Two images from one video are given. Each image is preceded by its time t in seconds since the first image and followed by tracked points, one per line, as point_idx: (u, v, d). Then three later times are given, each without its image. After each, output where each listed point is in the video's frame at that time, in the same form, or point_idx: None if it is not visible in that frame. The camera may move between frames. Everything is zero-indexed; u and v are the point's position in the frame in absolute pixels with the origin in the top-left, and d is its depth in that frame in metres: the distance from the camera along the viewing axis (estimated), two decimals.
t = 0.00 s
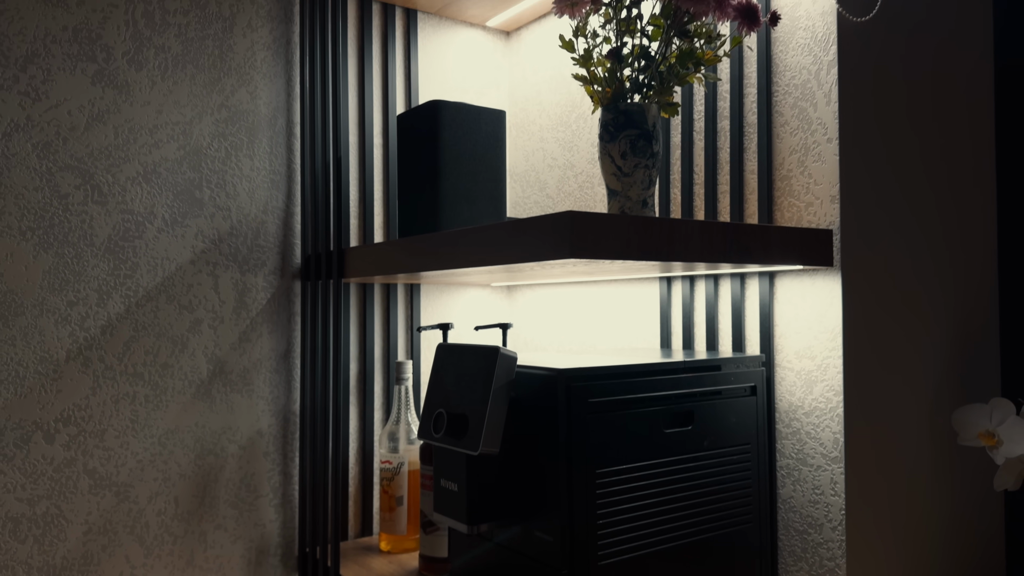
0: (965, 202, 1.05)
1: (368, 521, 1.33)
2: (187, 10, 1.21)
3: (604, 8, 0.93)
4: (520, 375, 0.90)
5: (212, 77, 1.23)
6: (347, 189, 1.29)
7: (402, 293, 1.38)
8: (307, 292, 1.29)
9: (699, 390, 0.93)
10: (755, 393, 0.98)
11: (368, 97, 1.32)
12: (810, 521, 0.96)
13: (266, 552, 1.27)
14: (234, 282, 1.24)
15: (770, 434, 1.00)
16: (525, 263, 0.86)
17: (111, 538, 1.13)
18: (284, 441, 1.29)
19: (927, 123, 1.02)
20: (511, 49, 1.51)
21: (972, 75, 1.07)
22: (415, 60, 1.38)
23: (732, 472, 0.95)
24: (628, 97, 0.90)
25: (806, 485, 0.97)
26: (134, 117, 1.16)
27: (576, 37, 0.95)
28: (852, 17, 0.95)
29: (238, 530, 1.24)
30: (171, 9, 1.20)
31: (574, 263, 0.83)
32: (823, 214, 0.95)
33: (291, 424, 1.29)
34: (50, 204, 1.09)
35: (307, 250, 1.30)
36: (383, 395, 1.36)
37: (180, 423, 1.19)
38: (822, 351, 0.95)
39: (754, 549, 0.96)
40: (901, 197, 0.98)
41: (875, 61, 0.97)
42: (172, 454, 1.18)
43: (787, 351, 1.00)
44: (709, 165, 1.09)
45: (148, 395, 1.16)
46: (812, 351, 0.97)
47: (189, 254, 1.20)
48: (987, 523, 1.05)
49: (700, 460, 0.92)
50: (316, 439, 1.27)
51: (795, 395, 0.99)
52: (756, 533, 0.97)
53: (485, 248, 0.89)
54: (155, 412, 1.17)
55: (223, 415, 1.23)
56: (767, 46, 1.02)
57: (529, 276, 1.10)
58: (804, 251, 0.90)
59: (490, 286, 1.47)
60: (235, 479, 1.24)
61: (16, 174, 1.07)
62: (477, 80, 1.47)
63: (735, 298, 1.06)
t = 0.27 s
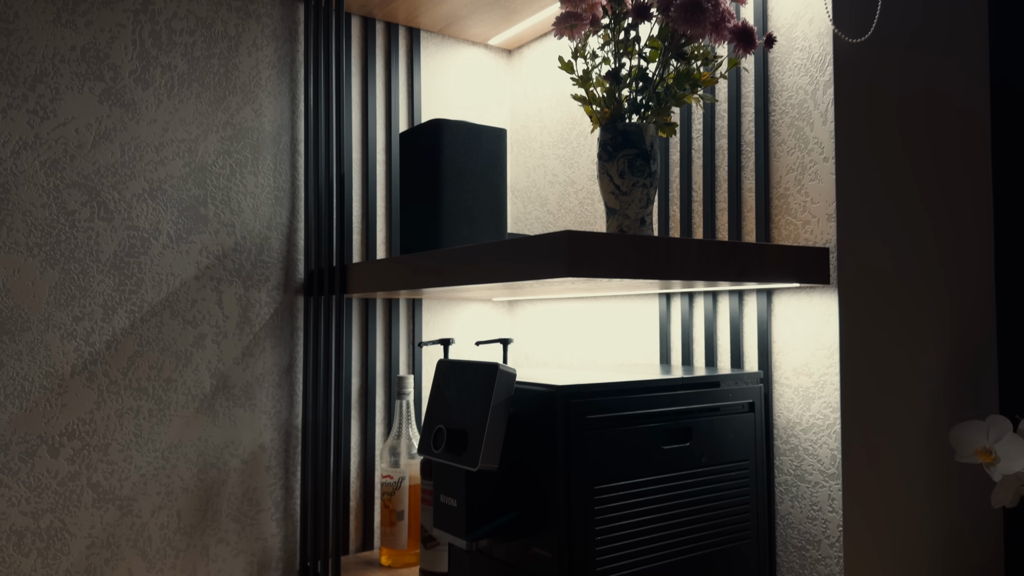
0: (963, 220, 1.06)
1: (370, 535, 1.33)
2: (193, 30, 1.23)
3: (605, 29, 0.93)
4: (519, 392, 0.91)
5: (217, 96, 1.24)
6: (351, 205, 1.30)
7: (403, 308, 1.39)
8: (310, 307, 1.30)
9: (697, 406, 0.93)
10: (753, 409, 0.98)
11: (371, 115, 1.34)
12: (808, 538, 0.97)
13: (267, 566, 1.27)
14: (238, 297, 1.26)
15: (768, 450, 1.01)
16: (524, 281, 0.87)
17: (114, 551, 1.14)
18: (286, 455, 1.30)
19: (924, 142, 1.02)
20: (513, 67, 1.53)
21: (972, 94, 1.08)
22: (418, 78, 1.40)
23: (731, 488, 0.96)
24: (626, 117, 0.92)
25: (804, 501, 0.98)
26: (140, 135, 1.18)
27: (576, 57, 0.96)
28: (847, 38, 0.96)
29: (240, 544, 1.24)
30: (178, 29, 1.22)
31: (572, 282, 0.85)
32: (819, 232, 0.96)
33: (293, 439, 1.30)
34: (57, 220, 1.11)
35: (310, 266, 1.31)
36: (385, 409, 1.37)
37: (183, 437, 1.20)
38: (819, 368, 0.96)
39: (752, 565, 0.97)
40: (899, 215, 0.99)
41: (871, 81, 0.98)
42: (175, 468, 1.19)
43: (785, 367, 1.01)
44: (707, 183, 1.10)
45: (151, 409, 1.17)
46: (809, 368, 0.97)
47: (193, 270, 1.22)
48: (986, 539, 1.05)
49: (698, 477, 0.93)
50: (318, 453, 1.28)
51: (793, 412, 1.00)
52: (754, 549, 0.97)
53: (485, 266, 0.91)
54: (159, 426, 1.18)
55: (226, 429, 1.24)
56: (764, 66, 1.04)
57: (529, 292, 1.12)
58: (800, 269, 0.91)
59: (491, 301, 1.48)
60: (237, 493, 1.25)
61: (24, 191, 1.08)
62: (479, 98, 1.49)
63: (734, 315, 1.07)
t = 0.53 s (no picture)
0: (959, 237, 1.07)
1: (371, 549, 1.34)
2: (199, 49, 1.25)
3: (604, 51, 0.95)
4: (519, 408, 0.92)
5: (223, 113, 1.26)
6: (354, 221, 1.32)
7: (405, 322, 1.40)
8: (313, 322, 1.31)
9: (696, 423, 0.94)
10: (752, 426, 0.99)
11: (374, 132, 1.35)
12: (806, 554, 0.97)
13: None
14: (242, 312, 1.27)
15: (766, 467, 1.02)
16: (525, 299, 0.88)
17: (117, 565, 1.15)
18: (288, 469, 1.30)
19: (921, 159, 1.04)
20: (515, 84, 1.55)
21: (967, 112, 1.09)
22: (421, 95, 1.42)
23: (730, 505, 0.96)
24: (625, 137, 0.93)
25: (802, 517, 0.98)
26: (146, 152, 1.19)
27: (576, 78, 0.97)
28: (844, 58, 0.97)
29: (242, 557, 1.25)
30: (184, 48, 1.23)
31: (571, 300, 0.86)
32: (817, 250, 0.97)
33: (295, 453, 1.31)
34: (64, 236, 1.12)
35: (313, 281, 1.33)
36: (386, 424, 1.38)
37: (186, 451, 1.21)
38: (817, 385, 0.97)
39: None
40: (896, 233, 1.00)
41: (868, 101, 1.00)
42: (178, 482, 1.20)
43: (784, 384, 1.02)
44: (706, 201, 1.11)
45: (155, 423, 1.18)
46: (807, 385, 0.98)
47: (198, 285, 1.23)
48: (985, 556, 1.05)
49: (697, 493, 0.93)
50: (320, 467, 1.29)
51: (792, 429, 1.00)
52: (754, 566, 0.97)
53: (485, 284, 0.92)
54: (163, 441, 1.19)
55: (229, 443, 1.25)
56: (762, 86, 1.05)
57: (530, 308, 1.13)
58: (797, 287, 0.92)
59: (492, 315, 1.49)
60: (239, 507, 1.25)
61: (32, 208, 1.10)
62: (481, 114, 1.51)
63: (733, 331, 1.08)
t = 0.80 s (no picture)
0: (956, 252, 1.07)
1: (371, 562, 1.34)
2: (204, 66, 1.26)
3: (603, 70, 0.96)
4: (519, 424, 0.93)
5: (228, 129, 1.28)
6: (357, 235, 1.33)
7: (407, 336, 1.41)
8: (316, 336, 1.32)
9: (695, 438, 0.95)
10: (751, 441, 1.00)
11: (377, 147, 1.37)
12: (805, 569, 0.98)
13: None
14: (245, 326, 1.28)
15: (765, 482, 1.03)
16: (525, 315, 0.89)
17: None
18: (290, 482, 1.31)
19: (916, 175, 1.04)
20: (516, 100, 1.56)
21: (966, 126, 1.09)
22: (424, 110, 1.44)
23: (729, 519, 0.97)
24: (624, 155, 0.94)
25: (801, 533, 0.99)
26: (152, 167, 1.21)
27: (576, 96, 0.98)
28: (841, 77, 0.98)
29: (243, 570, 1.26)
30: (189, 64, 1.25)
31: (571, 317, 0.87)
32: (815, 267, 0.98)
33: (297, 466, 1.32)
34: (69, 251, 1.13)
35: (316, 295, 1.34)
36: (388, 437, 1.39)
37: (189, 464, 1.22)
38: (815, 401, 0.98)
39: None
40: (894, 247, 1.00)
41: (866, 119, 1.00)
42: (181, 495, 1.21)
43: (782, 400, 1.03)
44: (705, 217, 1.13)
45: (159, 436, 1.19)
46: (806, 401, 0.99)
47: (202, 299, 1.24)
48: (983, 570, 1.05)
49: (697, 507, 0.94)
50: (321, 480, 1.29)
51: (790, 444, 1.01)
52: None
53: (486, 300, 0.93)
54: (166, 453, 1.20)
55: (231, 456, 1.26)
56: (760, 104, 1.06)
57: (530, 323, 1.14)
58: (795, 303, 0.93)
59: (493, 329, 1.50)
60: (241, 520, 1.26)
61: (38, 223, 1.11)
62: (483, 130, 1.52)
63: (732, 347, 1.09)
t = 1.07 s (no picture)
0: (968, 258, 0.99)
1: None
2: (208, 84, 1.28)
3: (602, 91, 0.97)
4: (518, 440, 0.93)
5: (231, 146, 1.29)
6: (359, 251, 1.34)
7: (408, 350, 1.42)
8: (317, 351, 1.33)
9: (694, 456, 0.95)
10: (749, 458, 1.00)
11: (379, 164, 1.38)
12: None
13: None
14: (247, 341, 1.29)
15: (763, 499, 1.04)
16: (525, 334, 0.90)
17: None
18: (291, 496, 1.32)
19: (919, 182, 0.99)
20: (518, 116, 1.58)
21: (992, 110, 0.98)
22: (425, 127, 1.45)
23: (728, 536, 0.97)
24: (623, 175, 0.95)
25: (798, 550, 1.01)
26: (156, 185, 1.22)
27: (575, 117, 0.99)
28: (838, 98, 0.98)
29: None
30: (194, 82, 1.26)
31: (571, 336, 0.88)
32: (812, 285, 1.00)
33: (298, 480, 1.33)
34: (74, 267, 1.15)
35: (317, 310, 1.35)
36: (388, 452, 1.39)
37: (190, 479, 1.22)
38: (813, 419, 0.99)
39: None
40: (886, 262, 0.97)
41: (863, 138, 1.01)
42: (182, 509, 1.21)
43: (780, 417, 1.04)
44: (703, 234, 1.14)
45: (161, 451, 1.20)
46: (804, 419, 1.00)
47: (204, 315, 1.25)
48: None
49: (695, 524, 0.94)
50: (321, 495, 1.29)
51: (788, 462, 1.03)
52: None
53: (487, 318, 0.94)
54: (168, 468, 1.21)
55: (232, 471, 1.26)
56: (757, 125, 1.08)
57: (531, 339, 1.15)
58: (792, 322, 0.94)
59: (494, 343, 1.50)
60: (242, 534, 1.27)
61: (44, 239, 1.12)
62: (484, 146, 1.53)
63: (730, 364, 1.10)
